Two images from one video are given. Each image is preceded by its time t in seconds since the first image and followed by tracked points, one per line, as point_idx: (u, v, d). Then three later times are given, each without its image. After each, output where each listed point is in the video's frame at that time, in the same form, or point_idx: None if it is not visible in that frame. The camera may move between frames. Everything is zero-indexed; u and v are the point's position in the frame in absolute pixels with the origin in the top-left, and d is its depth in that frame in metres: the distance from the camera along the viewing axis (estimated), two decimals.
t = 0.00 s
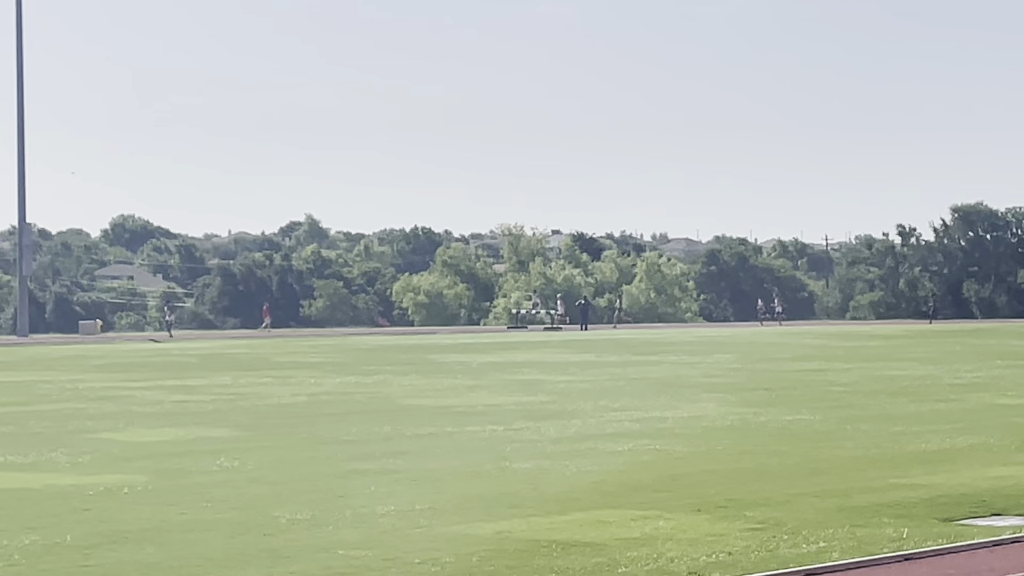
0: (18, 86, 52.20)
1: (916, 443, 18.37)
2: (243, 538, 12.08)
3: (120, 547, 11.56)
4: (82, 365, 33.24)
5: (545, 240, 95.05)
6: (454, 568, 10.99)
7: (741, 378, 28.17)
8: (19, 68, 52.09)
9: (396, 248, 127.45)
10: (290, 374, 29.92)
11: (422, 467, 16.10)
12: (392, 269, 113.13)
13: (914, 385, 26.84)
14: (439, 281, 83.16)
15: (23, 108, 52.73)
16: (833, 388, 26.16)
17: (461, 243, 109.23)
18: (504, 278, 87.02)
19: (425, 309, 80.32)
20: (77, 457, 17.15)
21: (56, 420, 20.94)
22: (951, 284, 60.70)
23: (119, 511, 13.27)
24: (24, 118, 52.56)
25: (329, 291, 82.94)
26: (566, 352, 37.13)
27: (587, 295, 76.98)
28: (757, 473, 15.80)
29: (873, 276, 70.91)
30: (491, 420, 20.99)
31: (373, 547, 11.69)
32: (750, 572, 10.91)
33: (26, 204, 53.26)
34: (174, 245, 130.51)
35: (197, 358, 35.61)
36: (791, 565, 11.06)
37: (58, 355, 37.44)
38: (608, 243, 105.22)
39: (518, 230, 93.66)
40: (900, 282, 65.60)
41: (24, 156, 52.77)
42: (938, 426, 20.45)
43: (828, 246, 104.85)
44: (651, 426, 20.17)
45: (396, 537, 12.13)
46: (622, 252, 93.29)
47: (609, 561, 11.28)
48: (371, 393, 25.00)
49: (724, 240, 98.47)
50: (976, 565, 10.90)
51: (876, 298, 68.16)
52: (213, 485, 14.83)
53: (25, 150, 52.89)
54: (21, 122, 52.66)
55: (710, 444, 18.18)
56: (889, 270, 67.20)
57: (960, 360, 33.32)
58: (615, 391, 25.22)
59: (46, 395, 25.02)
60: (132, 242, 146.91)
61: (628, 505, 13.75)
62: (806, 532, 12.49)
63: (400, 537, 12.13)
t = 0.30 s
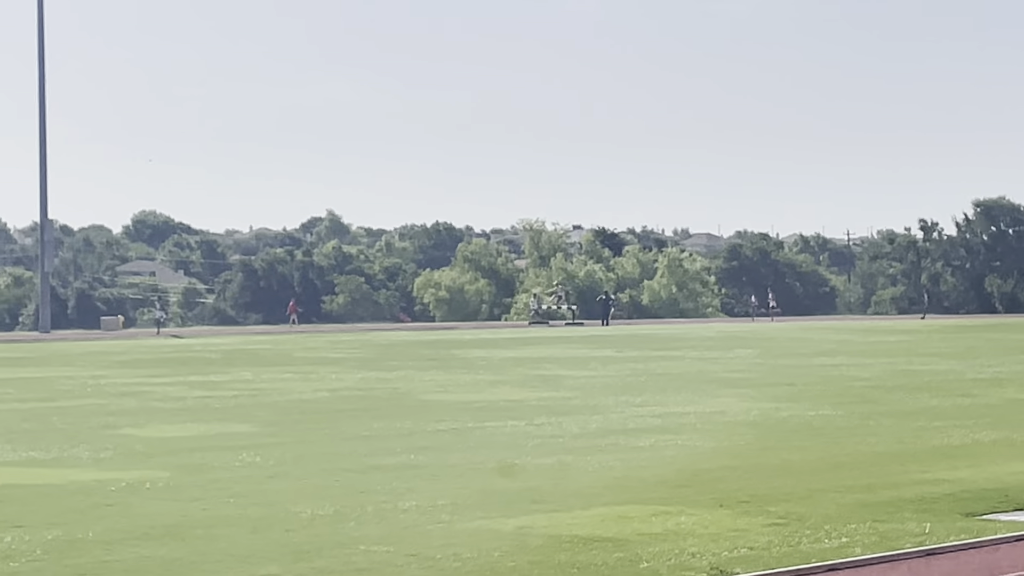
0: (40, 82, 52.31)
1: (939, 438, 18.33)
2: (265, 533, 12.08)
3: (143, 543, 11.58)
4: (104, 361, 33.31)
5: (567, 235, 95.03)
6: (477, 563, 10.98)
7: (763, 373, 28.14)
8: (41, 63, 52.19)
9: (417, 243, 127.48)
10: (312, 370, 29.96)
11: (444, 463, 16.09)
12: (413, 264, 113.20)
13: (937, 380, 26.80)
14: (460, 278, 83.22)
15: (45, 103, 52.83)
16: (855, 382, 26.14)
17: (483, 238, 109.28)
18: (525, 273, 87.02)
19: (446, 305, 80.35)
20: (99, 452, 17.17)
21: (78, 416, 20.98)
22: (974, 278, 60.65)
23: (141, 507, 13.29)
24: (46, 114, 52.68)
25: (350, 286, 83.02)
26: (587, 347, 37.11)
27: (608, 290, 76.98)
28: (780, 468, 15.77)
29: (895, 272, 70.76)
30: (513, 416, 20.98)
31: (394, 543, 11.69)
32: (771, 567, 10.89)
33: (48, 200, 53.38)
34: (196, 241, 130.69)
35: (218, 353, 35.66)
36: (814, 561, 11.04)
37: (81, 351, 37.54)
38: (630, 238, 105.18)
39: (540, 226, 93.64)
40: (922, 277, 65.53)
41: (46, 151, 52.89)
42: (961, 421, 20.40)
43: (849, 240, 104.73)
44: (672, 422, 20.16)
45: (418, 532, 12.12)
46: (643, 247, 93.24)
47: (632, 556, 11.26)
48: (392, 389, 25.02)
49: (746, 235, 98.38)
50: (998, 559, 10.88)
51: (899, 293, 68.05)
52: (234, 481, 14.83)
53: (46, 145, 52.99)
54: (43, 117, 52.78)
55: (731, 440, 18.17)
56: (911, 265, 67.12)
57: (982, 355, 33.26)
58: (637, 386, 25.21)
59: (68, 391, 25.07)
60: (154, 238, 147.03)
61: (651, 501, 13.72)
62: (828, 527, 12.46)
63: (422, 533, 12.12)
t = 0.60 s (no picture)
0: (62, 77, 52.45)
1: (960, 433, 18.34)
2: (286, 529, 12.10)
3: (164, 538, 11.61)
4: (126, 357, 33.41)
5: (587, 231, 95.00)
6: (498, 558, 11.00)
7: (784, 368, 28.12)
8: (63, 58, 52.32)
9: (437, 238, 127.54)
10: (333, 365, 30.01)
11: (465, 458, 16.09)
12: (434, 259, 113.22)
13: (958, 375, 26.74)
14: (480, 272, 83.23)
15: (67, 98, 52.96)
16: (875, 378, 26.12)
17: (503, 234, 109.33)
18: (546, 268, 87.02)
19: (466, 301, 80.40)
20: (121, 448, 17.24)
21: (101, 411, 21.04)
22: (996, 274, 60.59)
23: (163, 501, 13.33)
24: (68, 108, 52.82)
25: (371, 282, 83.05)
26: (607, 342, 37.15)
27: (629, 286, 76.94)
28: (802, 463, 15.77)
29: (915, 266, 70.70)
30: (533, 411, 20.99)
31: (414, 537, 11.72)
32: (792, 562, 10.89)
33: (70, 195, 53.54)
34: (217, 236, 130.83)
35: (240, 348, 35.75)
36: (835, 557, 11.04)
37: (103, 346, 37.65)
38: (651, 233, 105.07)
39: (560, 221, 93.61)
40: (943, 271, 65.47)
41: (67, 146, 53.03)
42: (982, 416, 20.38)
43: (870, 235, 104.54)
44: (693, 416, 20.17)
45: (440, 528, 12.13)
46: (663, 243, 93.08)
47: (653, 551, 11.26)
48: (412, 384, 25.07)
49: (767, 230, 98.23)
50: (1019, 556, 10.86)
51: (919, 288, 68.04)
52: (256, 476, 14.87)
53: (68, 139, 53.12)
54: (64, 112, 52.93)
55: (752, 434, 18.17)
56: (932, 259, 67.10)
57: (1004, 350, 33.23)
58: (657, 382, 25.23)
59: (90, 386, 25.15)
60: (175, 235, 147.22)
61: (673, 496, 13.73)
62: (849, 522, 12.47)
63: (444, 528, 12.12)
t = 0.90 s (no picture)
0: (86, 71, 52.53)
1: (984, 429, 18.32)
2: (311, 523, 12.12)
3: (188, 532, 11.63)
4: (151, 351, 33.49)
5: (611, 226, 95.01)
6: (522, 553, 11.01)
7: (808, 363, 28.09)
8: (87, 51, 52.41)
9: (460, 233, 127.62)
10: (358, 360, 30.05)
11: (489, 453, 16.10)
12: (457, 254, 113.36)
13: (983, 370, 26.68)
14: (504, 267, 83.28)
15: (91, 91, 53.03)
16: (899, 372, 26.09)
17: (526, 228, 109.38)
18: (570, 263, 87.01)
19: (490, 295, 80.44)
20: (146, 442, 17.28)
21: (125, 406, 21.10)
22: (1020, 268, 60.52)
23: (188, 496, 13.36)
24: (92, 103, 52.91)
25: (395, 277, 83.05)
26: (631, 336, 37.17)
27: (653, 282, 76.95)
28: (826, 458, 15.76)
29: (939, 260, 70.61)
30: (558, 406, 21.00)
31: (439, 533, 11.72)
32: (816, 556, 10.90)
33: (94, 189, 53.64)
34: (240, 231, 131.06)
35: (263, 343, 35.83)
36: (859, 552, 11.03)
37: (128, 341, 37.76)
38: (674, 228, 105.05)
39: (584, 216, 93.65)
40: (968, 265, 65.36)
41: (91, 140, 53.14)
42: (1008, 411, 20.34)
43: (895, 230, 104.35)
44: (718, 411, 20.18)
45: (464, 523, 12.15)
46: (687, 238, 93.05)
47: (678, 547, 11.26)
48: (436, 379, 25.09)
49: (792, 224, 98.12)
50: None
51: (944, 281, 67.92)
52: (280, 471, 14.90)
53: (92, 133, 53.21)
54: (89, 107, 53.04)
55: (777, 429, 18.16)
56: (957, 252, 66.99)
57: None
58: (681, 377, 25.22)
59: (115, 381, 25.22)
60: (199, 229, 147.49)
61: (697, 491, 13.73)
62: (873, 518, 12.46)
63: (468, 522, 12.13)
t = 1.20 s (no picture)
0: (107, 66, 52.61)
1: (1003, 424, 18.30)
2: (331, 518, 12.14)
3: (207, 528, 11.64)
4: (172, 345, 33.55)
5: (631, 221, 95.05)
6: (542, 548, 11.01)
7: (827, 358, 28.08)
8: (109, 45, 52.49)
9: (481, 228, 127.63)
10: (378, 355, 30.06)
11: (509, 448, 16.09)
12: (478, 250, 113.39)
13: (1003, 365, 26.64)
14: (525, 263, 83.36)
15: (113, 86, 53.12)
16: (920, 367, 26.05)
17: (547, 226, 109.33)
18: (591, 258, 87.07)
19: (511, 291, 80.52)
20: (168, 436, 17.30)
21: (146, 400, 21.11)
22: None
23: (208, 491, 13.37)
24: (114, 98, 53.00)
25: (415, 272, 83.00)
26: (651, 331, 37.16)
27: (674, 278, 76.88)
28: (846, 453, 15.74)
29: (962, 256, 70.54)
30: (578, 401, 21.00)
31: (458, 528, 11.72)
32: (837, 552, 10.88)
33: (115, 185, 53.73)
34: (261, 227, 131.18)
35: (284, 338, 35.86)
36: (881, 548, 11.02)
37: (149, 336, 37.77)
38: (696, 224, 104.97)
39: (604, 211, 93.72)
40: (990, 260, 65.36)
41: (113, 134, 53.17)
42: None
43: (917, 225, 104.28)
44: (739, 407, 20.16)
45: (484, 518, 12.14)
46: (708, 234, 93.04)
47: (697, 541, 11.25)
48: (455, 374, 25.09)
49: (813, 220, 97.99)
50: None
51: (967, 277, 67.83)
52: (300, 466, 14.91)
53: (114, 128, 53.29)
54: (110, 101, 53.13)
55: (798, 423, 18.17)
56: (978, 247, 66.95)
57: None
58: (700, 371, 25.24)
59: (136, 376, 25.27)
60: (220, 227, 147.53)
61: (717, 486, 13.71)
62: (894, 512, 12.45)
63: (488, 517, 12.15)
